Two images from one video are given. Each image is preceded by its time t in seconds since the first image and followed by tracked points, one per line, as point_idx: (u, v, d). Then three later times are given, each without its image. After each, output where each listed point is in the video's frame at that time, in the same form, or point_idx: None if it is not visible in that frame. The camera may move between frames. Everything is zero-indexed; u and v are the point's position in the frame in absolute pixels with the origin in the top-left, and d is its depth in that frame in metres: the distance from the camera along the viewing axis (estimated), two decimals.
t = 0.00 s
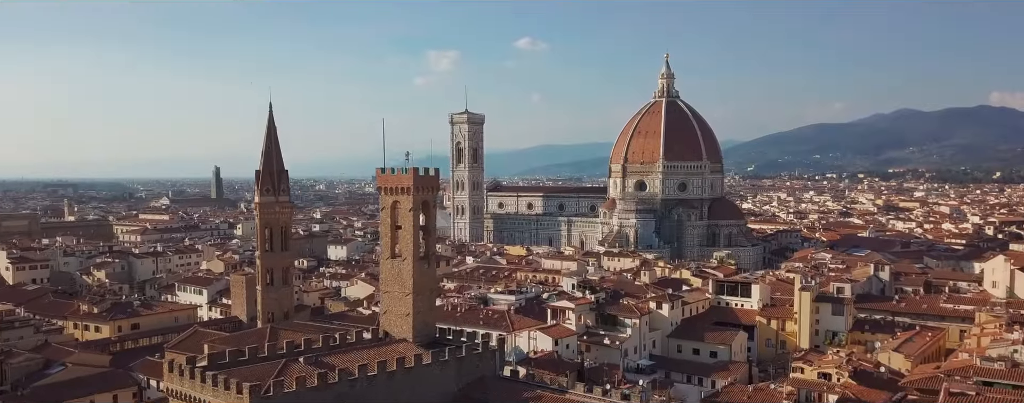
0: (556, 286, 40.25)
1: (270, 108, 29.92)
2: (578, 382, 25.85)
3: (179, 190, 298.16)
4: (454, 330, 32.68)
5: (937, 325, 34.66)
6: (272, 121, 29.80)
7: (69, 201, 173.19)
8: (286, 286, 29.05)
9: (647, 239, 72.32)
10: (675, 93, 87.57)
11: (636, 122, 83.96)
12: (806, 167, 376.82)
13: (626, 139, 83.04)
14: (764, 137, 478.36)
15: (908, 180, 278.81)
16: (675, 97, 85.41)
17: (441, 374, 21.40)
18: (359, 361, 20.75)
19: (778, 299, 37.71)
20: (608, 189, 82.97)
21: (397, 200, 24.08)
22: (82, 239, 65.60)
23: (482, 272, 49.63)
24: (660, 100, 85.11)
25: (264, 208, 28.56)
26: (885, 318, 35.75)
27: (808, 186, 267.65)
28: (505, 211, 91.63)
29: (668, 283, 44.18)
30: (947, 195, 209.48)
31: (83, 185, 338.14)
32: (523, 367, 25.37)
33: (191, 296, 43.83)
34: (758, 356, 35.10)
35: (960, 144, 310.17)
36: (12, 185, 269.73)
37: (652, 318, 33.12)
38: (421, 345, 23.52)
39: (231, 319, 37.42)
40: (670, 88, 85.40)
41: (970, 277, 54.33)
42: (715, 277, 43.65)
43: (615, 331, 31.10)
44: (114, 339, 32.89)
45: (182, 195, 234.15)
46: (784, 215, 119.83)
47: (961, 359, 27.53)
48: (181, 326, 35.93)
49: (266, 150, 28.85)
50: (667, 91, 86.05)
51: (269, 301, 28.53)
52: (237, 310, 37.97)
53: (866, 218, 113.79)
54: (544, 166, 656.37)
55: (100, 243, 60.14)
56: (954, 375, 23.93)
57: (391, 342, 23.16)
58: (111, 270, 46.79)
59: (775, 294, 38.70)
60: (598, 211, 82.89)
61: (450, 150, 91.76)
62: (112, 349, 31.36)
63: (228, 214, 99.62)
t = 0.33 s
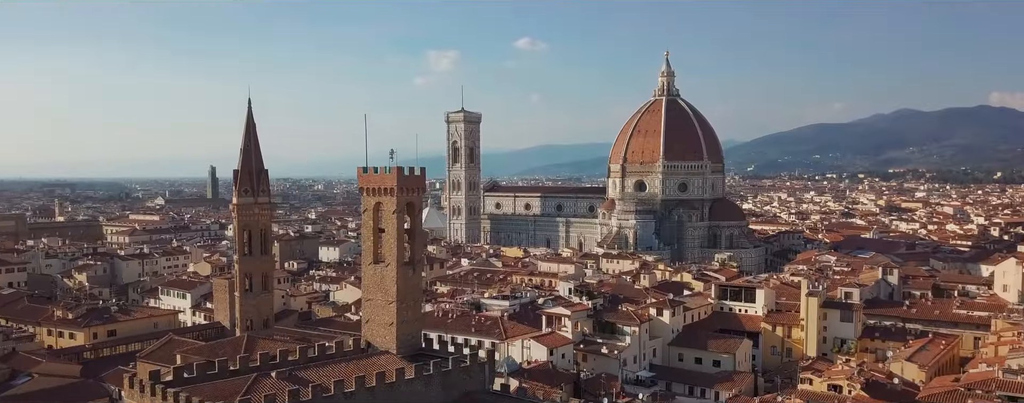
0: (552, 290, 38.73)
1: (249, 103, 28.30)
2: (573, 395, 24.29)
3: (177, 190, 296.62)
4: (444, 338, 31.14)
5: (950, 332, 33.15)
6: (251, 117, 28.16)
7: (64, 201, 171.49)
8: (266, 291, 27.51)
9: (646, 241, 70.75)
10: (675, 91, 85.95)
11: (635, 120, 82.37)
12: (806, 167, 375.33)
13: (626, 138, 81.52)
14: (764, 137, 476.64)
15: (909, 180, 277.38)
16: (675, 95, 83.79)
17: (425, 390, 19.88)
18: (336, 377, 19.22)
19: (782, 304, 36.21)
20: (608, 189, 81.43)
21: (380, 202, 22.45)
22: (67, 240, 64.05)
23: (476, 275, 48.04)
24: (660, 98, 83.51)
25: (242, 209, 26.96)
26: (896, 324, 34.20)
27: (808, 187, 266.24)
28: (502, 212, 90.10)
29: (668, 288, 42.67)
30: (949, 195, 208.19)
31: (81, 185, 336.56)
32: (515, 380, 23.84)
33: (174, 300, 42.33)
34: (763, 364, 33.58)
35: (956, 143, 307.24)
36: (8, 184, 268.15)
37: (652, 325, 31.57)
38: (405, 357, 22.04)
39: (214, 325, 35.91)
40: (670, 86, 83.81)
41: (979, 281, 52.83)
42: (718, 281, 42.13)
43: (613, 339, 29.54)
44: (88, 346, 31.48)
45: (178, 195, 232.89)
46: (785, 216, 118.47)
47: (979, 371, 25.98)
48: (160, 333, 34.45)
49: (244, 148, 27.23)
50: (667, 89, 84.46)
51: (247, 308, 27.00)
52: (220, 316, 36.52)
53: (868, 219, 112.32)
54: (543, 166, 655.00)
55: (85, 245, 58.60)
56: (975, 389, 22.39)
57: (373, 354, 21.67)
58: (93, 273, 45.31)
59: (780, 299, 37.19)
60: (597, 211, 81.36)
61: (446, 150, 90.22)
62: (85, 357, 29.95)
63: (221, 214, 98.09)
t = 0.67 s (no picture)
0: (549, 295, 37.00)
1: (224, 98, 26.44)
2: None
3: (174, 190, 295.00)
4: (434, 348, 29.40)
5: (966, 341, 31.48)
6: (225, 113, 26.30)
7: (59, 201, 169.67)
8: (242, 299, 25.74)
9: (646, 242, 69.02)
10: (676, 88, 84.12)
11: (635, 119, 80.64)
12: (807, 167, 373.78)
13: (625, 136, 79.83)
14: (765, 137, 475.22)
15: (910, 180, 275.61)
16: (676, 93, 81.98)
17: None
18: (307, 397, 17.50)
19: (790, 311, 34.46)
20: (607, 189, 79.71)
21: (358, 204, 20.70)
22: (51, 241, 62.24)
23: (469, 279, 46.27)
24: (660, 96, 81.70)
25: (214, 212, 25.14)
26: (910, 332, 32.49)
27: (809, 186, 264.71)
28: (499, 212, 88.34)
29: (669, 293, 40.93)
30: (951, 195, 206.68)
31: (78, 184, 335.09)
32: (505, 397, 22.12)
33: (155, 304, 40.57)
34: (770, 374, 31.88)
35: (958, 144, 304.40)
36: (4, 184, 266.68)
37: (653, 333, 29.82)
38: (386, 372, 20.39)
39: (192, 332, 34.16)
40: (670, 83, 82.00)
41: (990, 284, 51.13)
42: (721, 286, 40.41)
43: (611, 350, 27.78)
44: (56, 355, 29.69)
45: (175, 195, 231.40)
46: (787, 216, 116.80)
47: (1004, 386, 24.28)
48: (135, 341, 32.69)
49: (218, 146, 25.38)
50: (668, 87, 82.67)
51: (221, 317, 25.23)
52: (199, 323, 34.80)
53: (872, 219, 110.65)
54: (542, 166, 653.59)
55: (68, 246, 56.81)
56: None
57: (350, 370, 20.00)
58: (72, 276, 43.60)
59: (787, 305, 35.44)
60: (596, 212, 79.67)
61: (442, 149, 88.49)
62: (51, 369, 28.17)
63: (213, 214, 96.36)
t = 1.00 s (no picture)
0: (545, 300, 35.46)
1: (198, 93, 24.78)
2: None
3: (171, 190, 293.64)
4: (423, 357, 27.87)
5: (983, 349, 29.97)
6: (199, 108, 24.65)
7: (54, 201, 167.80)
8: (217, 307, 24.13)
9: (646, 244, 67.49)
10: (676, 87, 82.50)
11: (635, 118, 79.05)
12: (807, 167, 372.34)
13: (625, 136, 78.30)
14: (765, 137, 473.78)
15: (911, 180, 274.13)
16: (676, 92, 80.36)
17: None
18: None
19: (797, 318, 32.88)
20: (606, 189, 78.20)
21: (336, 206, 19.16)
22: (36, 243, 60.69)
23: (464, 282, 44.74)
24: (660, 95, 80.08)
25: (187, 214, 23.54)
26: (923, 340, 30.98)
27: (810, 187, 263.26)
28: (496, 213, 86.77)
29: (670, 299, 39.33)
30: (952, 196, 205.38)
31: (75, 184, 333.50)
32: None
33: (136, 309, 39.04)
34: (777, 384, 30.36)
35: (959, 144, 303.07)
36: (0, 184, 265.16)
37: (653, 342, 28.26)
38: (365, 388, 18.87)
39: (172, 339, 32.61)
40: (671, 82, 80.37)
41: (1001, 288, 49.64)
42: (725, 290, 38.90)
43: (610, 360, 26.22)
44: (26, 365, 28.12)
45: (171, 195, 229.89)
46: (789, 217, 115.33)
47: None
48: (111, 349, 31.15)
49: (191, 144, 23.74)
50: (669, 86, 81.06)
51: (196, 327, 23.62)
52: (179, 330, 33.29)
53: (876, 220, 109.21)
54: (542, 165, 652.38)
55: (52, 249, 55.25)
56: None
57: (326, 386, 18.49)
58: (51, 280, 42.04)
59: (794, 311, 33.87)
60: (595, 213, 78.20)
61: (438, 148, 86.89)
62: (18, 380, 26.61)
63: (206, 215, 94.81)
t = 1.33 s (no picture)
0: (541, 306, 33.89)
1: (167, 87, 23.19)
2: None
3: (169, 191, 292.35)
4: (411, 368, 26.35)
5: (1001, 358, 28.42)
6: (168, 104, 23.08)
7: (49, 201, 166.30)
8: (188, 316, 22.58)
9: (646, 246, 65.99)
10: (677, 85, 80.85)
11: (635, 116, 77.44)
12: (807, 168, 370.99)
13: (624, 135, 76.73)
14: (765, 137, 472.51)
15: (912, 180, 272.85)
16: (677, 90, 78.83)
17: None
18: None
19: (805, 325, 31.26)
20: (605, 190, 76.69)
21: (310, 208, 17.57)
22: (21, 244, 59.18)
23: (458, 286, 43.18)
24: (660, 93, 78.46)
25: (155, 217, 21.99)
26: (938, 349, 29.45)
27: (810, 187, 261.89)
28: (494, 214, 85.25)
29: (672, 305, 37.77)
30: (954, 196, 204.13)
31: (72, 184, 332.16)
32: None
33: (115, 314, 37.49)
34: (784, 395, 28.78)
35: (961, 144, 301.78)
36: None
37: (654, 352, 26.71)
38: None
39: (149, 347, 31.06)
40: (672, 80, 78.82)
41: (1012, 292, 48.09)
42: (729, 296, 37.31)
43: (608, 372, 24.66)
44: None
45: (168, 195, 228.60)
46: (791, 217, 113.82)
47: None
48: (83, 358, 29.63)
49: (160, 142, 22.18)
50: (669, 84, 79.42)
51: (164, 338, 22.06)
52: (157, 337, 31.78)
53: (879, 221, 107.67)
54: (541, 166, 651.14)
55: (35, 251, 53.71)
56: None
57: None
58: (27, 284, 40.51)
59: (802, 317, 32.30)
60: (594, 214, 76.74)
61: (434, 148, 85.34)
62: None
63: (199, 216, 93.27)
